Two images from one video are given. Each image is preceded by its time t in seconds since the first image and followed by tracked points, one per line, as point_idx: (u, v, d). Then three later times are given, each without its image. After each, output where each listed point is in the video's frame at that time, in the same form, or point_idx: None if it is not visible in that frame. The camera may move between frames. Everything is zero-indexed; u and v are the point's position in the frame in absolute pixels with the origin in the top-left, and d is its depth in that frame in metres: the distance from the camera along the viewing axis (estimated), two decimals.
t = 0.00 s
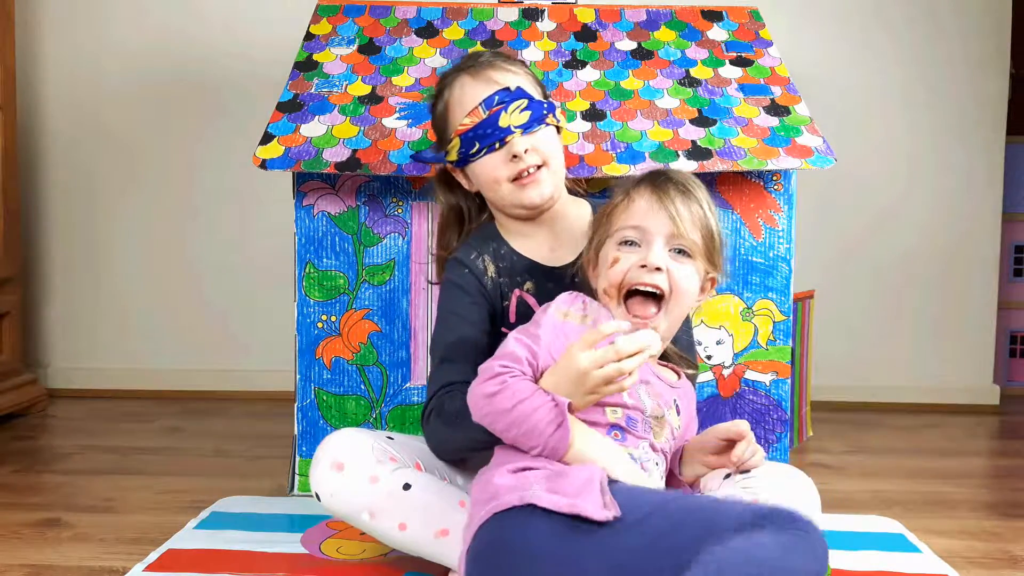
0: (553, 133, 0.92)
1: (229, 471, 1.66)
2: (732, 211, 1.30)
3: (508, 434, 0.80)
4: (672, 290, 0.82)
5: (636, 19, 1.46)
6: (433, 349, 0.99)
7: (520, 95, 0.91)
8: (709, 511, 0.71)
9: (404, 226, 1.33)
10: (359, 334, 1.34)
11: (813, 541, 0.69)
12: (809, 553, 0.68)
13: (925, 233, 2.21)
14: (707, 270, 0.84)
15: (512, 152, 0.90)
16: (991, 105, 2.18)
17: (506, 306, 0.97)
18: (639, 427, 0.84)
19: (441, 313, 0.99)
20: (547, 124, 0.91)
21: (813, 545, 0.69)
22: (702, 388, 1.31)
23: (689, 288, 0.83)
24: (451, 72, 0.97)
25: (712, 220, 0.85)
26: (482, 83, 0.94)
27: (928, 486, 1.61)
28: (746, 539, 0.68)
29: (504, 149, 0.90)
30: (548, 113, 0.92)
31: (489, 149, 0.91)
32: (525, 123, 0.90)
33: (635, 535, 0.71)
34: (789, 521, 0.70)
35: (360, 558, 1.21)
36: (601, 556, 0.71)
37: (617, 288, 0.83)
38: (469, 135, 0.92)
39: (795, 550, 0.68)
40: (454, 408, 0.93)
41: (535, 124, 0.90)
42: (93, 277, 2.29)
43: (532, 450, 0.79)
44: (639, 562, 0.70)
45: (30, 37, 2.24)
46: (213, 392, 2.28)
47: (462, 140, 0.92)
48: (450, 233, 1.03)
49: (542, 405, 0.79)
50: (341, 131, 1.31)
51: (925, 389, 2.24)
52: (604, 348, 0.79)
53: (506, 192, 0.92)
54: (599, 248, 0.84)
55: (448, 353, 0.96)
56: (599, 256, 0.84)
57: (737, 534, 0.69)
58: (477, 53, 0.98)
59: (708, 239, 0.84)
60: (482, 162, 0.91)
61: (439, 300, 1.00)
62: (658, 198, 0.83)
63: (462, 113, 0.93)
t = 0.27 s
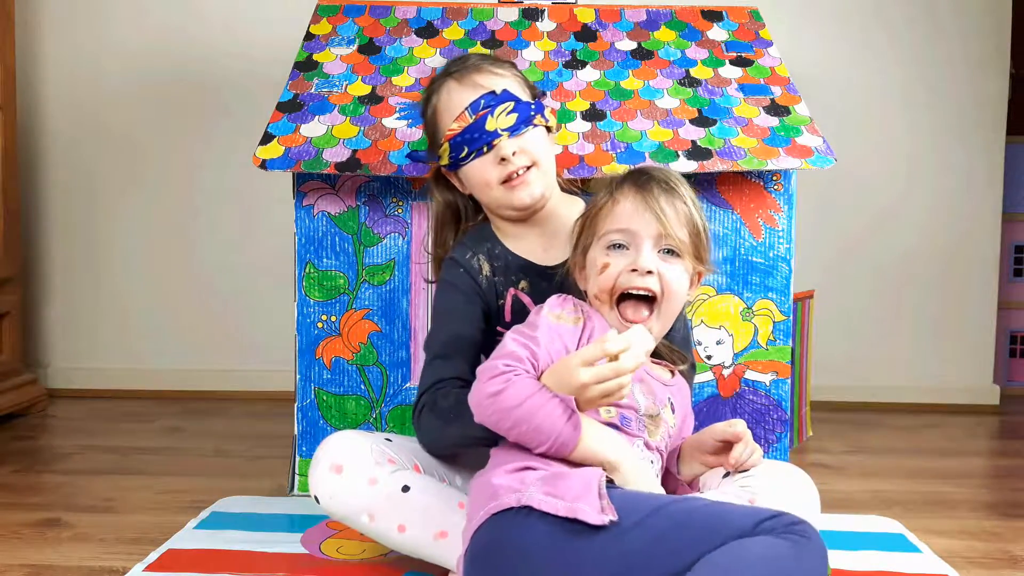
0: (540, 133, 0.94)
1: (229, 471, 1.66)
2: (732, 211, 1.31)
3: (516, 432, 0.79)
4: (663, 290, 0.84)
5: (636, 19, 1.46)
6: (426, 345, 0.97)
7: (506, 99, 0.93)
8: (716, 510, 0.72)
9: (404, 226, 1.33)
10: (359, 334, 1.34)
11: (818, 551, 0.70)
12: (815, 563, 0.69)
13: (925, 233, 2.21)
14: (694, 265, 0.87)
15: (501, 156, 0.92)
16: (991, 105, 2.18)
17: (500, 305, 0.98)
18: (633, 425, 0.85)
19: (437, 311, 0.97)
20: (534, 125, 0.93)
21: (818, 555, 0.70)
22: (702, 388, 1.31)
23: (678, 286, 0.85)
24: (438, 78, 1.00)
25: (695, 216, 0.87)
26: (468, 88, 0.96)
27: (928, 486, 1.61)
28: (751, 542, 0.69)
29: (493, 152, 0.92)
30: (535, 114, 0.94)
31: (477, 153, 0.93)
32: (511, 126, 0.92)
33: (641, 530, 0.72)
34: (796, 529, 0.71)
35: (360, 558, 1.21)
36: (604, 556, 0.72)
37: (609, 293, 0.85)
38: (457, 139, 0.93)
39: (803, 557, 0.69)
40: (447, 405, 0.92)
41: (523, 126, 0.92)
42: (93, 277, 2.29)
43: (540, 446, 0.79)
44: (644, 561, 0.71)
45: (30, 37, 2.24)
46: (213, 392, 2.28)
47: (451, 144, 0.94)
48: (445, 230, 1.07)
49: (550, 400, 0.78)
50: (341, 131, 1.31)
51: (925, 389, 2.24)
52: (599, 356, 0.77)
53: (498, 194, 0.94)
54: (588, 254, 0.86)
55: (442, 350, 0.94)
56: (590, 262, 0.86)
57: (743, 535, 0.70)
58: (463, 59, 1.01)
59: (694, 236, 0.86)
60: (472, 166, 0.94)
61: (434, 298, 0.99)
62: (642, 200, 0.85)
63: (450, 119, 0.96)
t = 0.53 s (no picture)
0: (532, 139, 0.94)
1: (229, 471, 1.66)
2: (732, 211, 1.31)
3: (517, 420, 0.79)
4: (658, 294, 0.84)
5: (636, 19, 1.46)
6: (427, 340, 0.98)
7: (497, 110, 0.92)
8: (712, 511, 0.73)
9: (404, 226, 1.33)
10: (359, 334, 1.34)
11: (812, 551, 0.70)
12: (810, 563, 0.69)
13: (925, 233, 2.21)
14: (691, 268, 0.87)
15: (496, 168, 0.92)
16: (991, 105, 2.18)
17: (500, 305, 0.98)
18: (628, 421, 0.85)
19: (438, 307, 0.98)
20: (527, 132, 0.94)
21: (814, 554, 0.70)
22: (701, 388, 1.32)
23: (675, 289, 0.85)
24: (427, 90, 0.99)
25: (693, 220, 0.87)
26: (456, 101, 0.95)
27: (928, 486, 1.61)
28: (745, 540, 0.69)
29: (488, 165, 0.92)
30: (527, 122, 0.93)
31: (473, 167, 0.93)
32: (504, 137, 0.92)
33: (636, 529, 0.72)
34: (791, 529, 0.71)
35: (360, 558, 1.21)
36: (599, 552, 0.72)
37: (605, 294, 0.85)
38: (451, 154, 0.93)
39: (800, 555, 0.69)
40: (443, 400, 0.91)
41: (516, 137, 0.92)
42: (94, 277, 2.29)
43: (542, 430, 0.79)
44: (641, 560, 0.71)
45: (30, 37, 2.24)
46: (213, 392, 2.28)
47: (446, 160, 0.94)
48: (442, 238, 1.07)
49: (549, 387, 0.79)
50: (341, 131, 1.31)
51: (926, 389, 2.24)
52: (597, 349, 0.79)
53: (499, 204, 0.95)
54: (585, 254, 0.87)
55: (441, 346, 0.95)
56: (587, 263, 0.86)
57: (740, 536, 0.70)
58: (451, 67, 0.99)
59: (691, 240, 0.87)
60: (469, 180, 0.94)
61: (436, 297, 0.99)
62: (640, 202, 0.85)
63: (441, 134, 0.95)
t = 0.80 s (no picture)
0: (521, 152, 0.92)
1: (230, 471, 1.66)
2: (732, 211, 1.31)
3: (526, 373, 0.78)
4: (646, 288, 0.84)
5: (636, 19, 1.46)
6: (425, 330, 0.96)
7: (480, 135, 0.89)
8: (705, 517, 0.72)
9: (404, 226, 1.33)
10: (359, 334, 1.34)
11: (806, 561, 0.68)
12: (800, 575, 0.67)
13: (925, 233, 2.21)
14: (680, 269, 0.87)
15: (493, 191, 0.90)
16: (990, 106, 2.18)
17: (501, 301, 0.97)
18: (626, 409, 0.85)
19: (438, 297, 0.97)
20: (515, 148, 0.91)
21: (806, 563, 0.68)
22: (701, 388, 1.32)
23: (664, 287, 0.85)
24: (405, 127, 0.94)
25: (683, 219, 0.87)
26: (438, 138, 0.91)
27: (928, 486, 1.61)
28: (734, 550, 0.68)
29: (484, 190, 0.90)
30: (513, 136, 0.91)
31: (471, 196, 0.90)
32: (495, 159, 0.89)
33: (626, 535, 0.72)
34: (784, 538, 0.69)
35: (360, 557, 1.21)
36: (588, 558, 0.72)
37: (593, 287, 0.85)
38: (445, 189, 0.90)
39: (790, 566, 0.67)
40: (439, 378, 0.90)
41: (505, 156, 0.90)
42: (94, 277, 2.29)
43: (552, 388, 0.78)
44: (631, 564, 0.71)
45: (30, 37, 2.24)
46: (214, 392, 2.28)
47: (441, 195, 0.91)
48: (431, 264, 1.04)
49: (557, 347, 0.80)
50: (341, 132, 1.31)
51: (926, 389, 2.24)
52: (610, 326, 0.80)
53: (503, 222, 0.93)
54: (575, 248, 0.87)
55: (440, 333, 0.94)
56: (578, 257, 0.86)
57: (729, 546, 0.69)
58: (422, 95, 0.94)
59: (681, 240, 0.87)
60: (468, 209, 0.91)
61: (436, 289, 0.98)
62: (631, 199, 0.86)
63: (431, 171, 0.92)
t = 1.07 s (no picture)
0: (519, 157, 0.92)
1: (230, 470, 1.66)
2: (732, 211, 1.31)
3: (547, 364, 0.79)
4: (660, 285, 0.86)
5: (636, 19, 1.46)
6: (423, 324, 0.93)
7: (477, 142, 0.89)
8: (705, 518, 0.72)
9: (404, 226, 1.33)
10: (359, 334, 1.34)
11: (806, 563, 0.68)
12: None
13: (924, 233, 2.22)
14: (688, 265, 0.88)
15: (494, 199, 0.90)
16: (990, 106, 2.18)
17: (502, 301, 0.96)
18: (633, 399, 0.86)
19: (436, 292, 0.94)
20: (511, 152, 0.91)
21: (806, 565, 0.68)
22: (702, 388, 1.32)
23: (675, 283, 0.87)
24: (399, 139, 0.92)
25: (691, 217, 0.89)
26: (435, 149, 0.90)
27: (927, 485, 1.61)
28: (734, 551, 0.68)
29: (485, 198, 0.90)
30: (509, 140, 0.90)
31: (471, 204, 0.89)
32: (492, 166, 0.89)
33: (626, 535, 0.72)
34: (785, 539, 0.69)
35: (360, 557, 1.22)
36: (587, 558, 0.72)
37: (607, 285, 0.85)
38: (445, 199, 0.90)
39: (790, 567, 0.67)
40: (450, 365, 0.87)
41: (503, 161, 0.90)
42: (93, 277, 2.29)
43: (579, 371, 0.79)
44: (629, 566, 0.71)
45: (30, 38, 2.24)
46: (214, 392, 2.28)
47: (439, 205, 0.90)
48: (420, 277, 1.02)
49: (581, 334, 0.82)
50: (342, 131, 1.31)
51: (925, 389, 2.25)
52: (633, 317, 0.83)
53: (505, 229, 0.92)
54: (585, 246, 0.87)
55: (442, 324, 0.91)
56: (589, 253, 0.87)
57: (730, 546, 0.69)
58: (413, 106, 0.92)
59: (689, 236, 0.88)
60: (469, 217, 0.91)
61: (434, 283, 0.96)
62: (642, 197, 0.86)
63: (428, 182, 0.91)
